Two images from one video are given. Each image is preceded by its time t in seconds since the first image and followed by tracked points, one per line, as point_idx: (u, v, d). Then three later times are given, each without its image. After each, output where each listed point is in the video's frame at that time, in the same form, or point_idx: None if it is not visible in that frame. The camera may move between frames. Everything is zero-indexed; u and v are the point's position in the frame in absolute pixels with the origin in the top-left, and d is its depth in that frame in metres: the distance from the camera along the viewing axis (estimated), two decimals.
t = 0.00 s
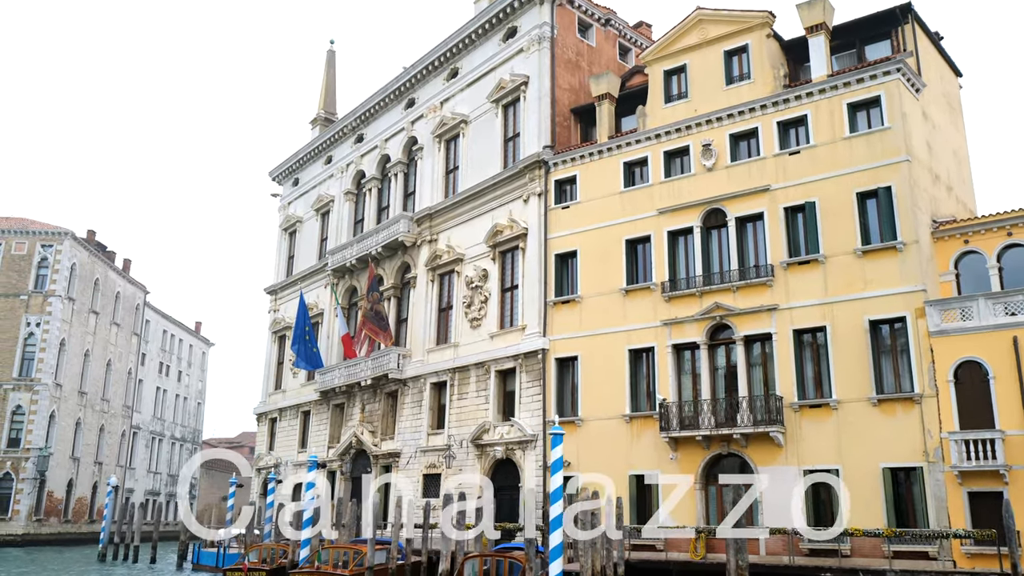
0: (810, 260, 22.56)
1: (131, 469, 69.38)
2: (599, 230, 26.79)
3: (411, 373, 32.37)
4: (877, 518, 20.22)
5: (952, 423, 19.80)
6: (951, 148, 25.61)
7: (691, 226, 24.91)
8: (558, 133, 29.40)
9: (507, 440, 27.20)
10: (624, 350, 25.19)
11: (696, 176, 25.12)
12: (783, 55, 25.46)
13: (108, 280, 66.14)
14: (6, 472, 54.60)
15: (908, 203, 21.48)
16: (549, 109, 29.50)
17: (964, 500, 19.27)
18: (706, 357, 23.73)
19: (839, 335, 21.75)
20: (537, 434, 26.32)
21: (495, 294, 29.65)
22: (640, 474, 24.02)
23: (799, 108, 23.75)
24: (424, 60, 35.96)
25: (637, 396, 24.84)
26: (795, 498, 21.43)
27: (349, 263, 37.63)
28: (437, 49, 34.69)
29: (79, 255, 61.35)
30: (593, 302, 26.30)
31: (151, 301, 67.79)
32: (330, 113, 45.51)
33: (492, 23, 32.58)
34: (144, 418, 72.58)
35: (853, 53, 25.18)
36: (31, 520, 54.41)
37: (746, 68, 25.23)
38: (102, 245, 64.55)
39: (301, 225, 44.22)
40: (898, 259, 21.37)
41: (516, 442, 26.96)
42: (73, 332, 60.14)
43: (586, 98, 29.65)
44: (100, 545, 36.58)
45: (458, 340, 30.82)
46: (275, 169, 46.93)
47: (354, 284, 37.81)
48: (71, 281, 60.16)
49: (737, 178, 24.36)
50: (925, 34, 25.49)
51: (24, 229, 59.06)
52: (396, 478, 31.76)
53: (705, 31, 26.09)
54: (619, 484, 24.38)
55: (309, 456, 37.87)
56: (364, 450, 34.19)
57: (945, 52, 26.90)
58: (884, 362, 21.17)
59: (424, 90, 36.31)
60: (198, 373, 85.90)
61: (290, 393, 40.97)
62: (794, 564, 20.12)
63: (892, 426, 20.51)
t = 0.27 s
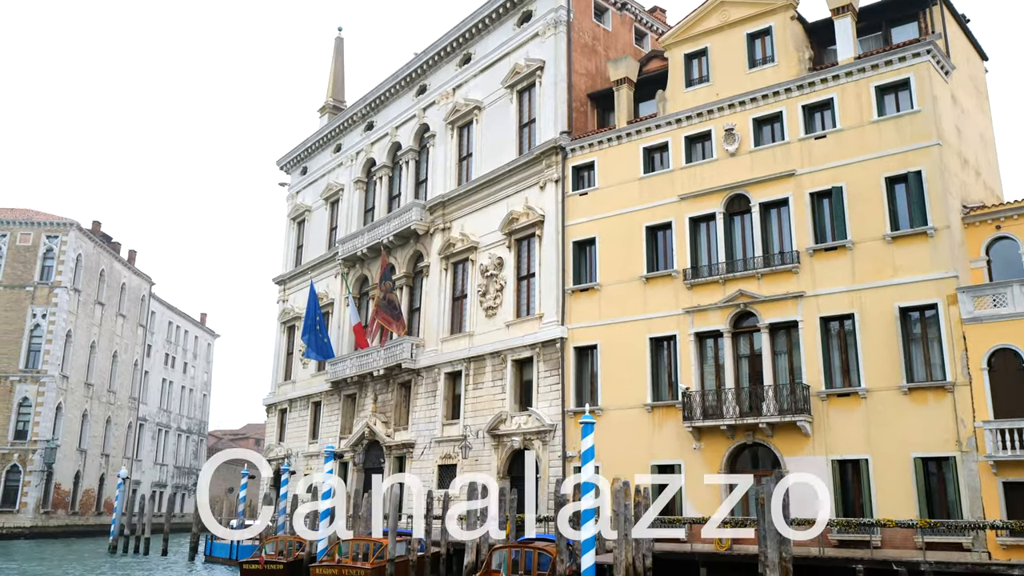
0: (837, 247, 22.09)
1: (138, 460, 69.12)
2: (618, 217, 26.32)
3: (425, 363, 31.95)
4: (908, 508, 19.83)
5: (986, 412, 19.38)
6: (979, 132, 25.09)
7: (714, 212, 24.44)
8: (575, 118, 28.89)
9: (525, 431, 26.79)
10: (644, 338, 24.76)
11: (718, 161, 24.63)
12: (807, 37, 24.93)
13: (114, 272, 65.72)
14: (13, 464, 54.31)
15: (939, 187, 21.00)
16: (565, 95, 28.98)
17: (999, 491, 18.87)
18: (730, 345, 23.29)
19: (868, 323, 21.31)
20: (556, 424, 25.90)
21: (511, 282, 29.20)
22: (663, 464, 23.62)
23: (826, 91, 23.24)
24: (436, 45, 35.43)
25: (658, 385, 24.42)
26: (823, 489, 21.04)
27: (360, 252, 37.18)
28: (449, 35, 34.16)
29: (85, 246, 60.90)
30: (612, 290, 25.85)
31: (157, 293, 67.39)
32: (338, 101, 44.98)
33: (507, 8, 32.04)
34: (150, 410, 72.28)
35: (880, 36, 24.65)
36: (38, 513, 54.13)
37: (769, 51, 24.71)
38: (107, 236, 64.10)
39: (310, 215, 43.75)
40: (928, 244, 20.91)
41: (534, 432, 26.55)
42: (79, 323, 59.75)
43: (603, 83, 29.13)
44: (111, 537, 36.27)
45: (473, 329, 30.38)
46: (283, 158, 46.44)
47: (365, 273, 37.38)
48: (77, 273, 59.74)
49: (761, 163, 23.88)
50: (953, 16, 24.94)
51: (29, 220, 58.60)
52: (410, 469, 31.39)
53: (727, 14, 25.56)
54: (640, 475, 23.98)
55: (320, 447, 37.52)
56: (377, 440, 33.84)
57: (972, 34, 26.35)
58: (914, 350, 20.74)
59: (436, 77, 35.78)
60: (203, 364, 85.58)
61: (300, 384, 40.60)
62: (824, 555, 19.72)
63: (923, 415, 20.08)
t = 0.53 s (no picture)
0: (865, 226, 21.63)
1: (144, 446, 68.90)
2: (637, 196, 25.84)
3: (439, 347, 31.52)
4: (939, 492, 19.44)
5: (1020, 393, 18.98)
6: (1007, 109, 24.55)
7: (737, 192, 23.97)
8: (592, 97, 28.35)
9: (542, 415, 26.41)
10: (665, 320, 24.34)
11: (741, 140, 24.13)
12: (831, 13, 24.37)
13: (118, 257, 65.30)
14: (20, 449, 54.04)
15: (971, 164, 20.51)
16: (582, 73, 28.43)
17: None
18: (754, 327, 22.85)
19: (897, 303, 20.88)
20: (575, 408, 25.51)
21: (526, 264, 28.74)
22: (685, 448, 23.23)
23: (852, 67, 22.72)
24: (447, 24, 34.84)
25: (680, 368, 24.02)
26: (851, 473, 20.65)
27: (371, 235, 36.71)
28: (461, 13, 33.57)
29: (89, 231, 60.46)
30: (632, 272, 25.40)
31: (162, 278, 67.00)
32: (346, 83, 44.41)
33: None
34: (156, 396, 72.02)
35: (906, 11, 24.10)
36: (46, 498, 53.95)
37: (793, 27, 24.18)
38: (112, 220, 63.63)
39: (318, 198, 43.26)
40: (960, 223, 20.45)
41: (552, 416, 26.16)
42: (85, 308, 59.37)
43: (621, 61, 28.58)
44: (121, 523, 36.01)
45: (488, 312, 29.95)
46: (290, 141, 45.92)
47: (376, 256, 36.93)
48: (82, 258, 59.32)
49: (785, 141, 23.39)
50: None
51: (33, 205, 58.11)
52: (424, 453, 31.04)
53: None
54: (661, 459, 23.60)
55: (332, 432, 37.19)
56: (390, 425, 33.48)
57: (999, 9, 25.77)
58: (945, 330, 20.31)
59: (447, 56, 35.21)
60: (208, 350, 85.29)
61: (310, 369, 40.25)
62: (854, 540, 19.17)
63: (954, 396, 19.68)
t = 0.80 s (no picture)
0: (893, 200, 21.16)
1: (150, 429, 68.74)
2: (657, 172, 25.34)
3: (452, 327, 31.10)
4: (970, 471, 19.09)
5: None
6: None
7: (760, 166, 23.47)
8: (608, 71, 27.76)
9: (560, 395, 26.04)
10: (686, 299, 23.91)
11: (764, 113, 23.60)
12: None
13: (122, 239, 64.78)
14: (27, 433, 53.77)
15: (1004, 136, 20.00)
16: (598, 46, 27.82)
17: None
18: (778, 304, 22.42)
19: (926, 280, 20.44)
20: (593, 387, 25.13)
21: (542, 242, 28.27)
22: (708, 427, 22.86)
23: (880, 38, 22.15)
24: None
25: (702, 346, 23.61)
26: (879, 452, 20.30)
27: (380, 215, 36.20)
28: None
29: (92, 213, 59.88)
30: (651, 249, 24.95)
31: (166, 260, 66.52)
32: (352, 60, 43.72)
33: None
34: (161, 378, 71.78)
35: None
36: (54, 482, 53.76)
37: None
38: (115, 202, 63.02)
39: (325, 177, 42.70)
40: (992, 197, 19.98)
41: (570, 396, 25.79)
42: (89, 291, 58.95)
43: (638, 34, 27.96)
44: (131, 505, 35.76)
45: (502, 291, 29.52)
46: (296, 119, 45.29)
47: (386, 235, 36.47)
48: (85, 240, 58.79)
49: (810, 114, 22.86)
50: None
51: (35, 186, 57.52)
52: (438, 434, 30.72)
53: None
54: (683, 438, 23.24)
55: (343, 413, 36.89)
56: (402, 406, 33.14)
57: None
58: (976, 306, 19.88)
59: (458, 32, 34.55)
60: (212, 332, 84.93)
61: (319, 350, 39.90)
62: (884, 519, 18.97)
63: (987, 374, 19.28)
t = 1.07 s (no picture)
0: (923, 175, 20.69)
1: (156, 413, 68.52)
2: (676, 149, 24.85)
3: (466, 309, 30.69)
4: (1004, 451, 18.72)
5: None
6: None
7: (783, 142, 22.98)
8: (625, 47, 27.20)
9: (578, 376, 25.67)
10: (708, 278, 23.49)
11: (788, 88, 23.08)
12: None
13: (126, 222, 64.27)
14: (33, 418, 53.50)
15: None
16: (615, 21, 27.24)
17: None
18: (803, 283, 21.99)
19: (957, 256, 20.01)
20: (613, 369, 24.75)
21: (558, 222, 27.82)
22: (731, 408, 22.49)
23: (908, 9, 21.59)
24: None
25: (724, 325, 23.22)
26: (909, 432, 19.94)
27: (391, 196, 35.69)
28: None
29: (96, 196, 59.33)
30: (672, 227, 24.50)
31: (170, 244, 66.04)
32: (359, 39, 43.08)
33: None
34: (167, 363, 71.50)
35: None
36: (61, 467, 53.51)
37: None
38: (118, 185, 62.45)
39: (333, 158, 42.17)
40: None
41: (588, 377, 25.42)
42: (94, 275, 58.51)
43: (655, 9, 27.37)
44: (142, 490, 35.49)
45: (517, 272, 29.09)
46: (302, 100, 44.71)
47: (396, 216, 36.01)
48: (89, 223, 58.27)
49: (835, 88, 22.34)
50: None
51: (37, 169, 56.95)
52: (452, 417, 30.39)
53: None
54: (706, 420, 22.87)
55: (354, 396, 36.57)
56: (415, 389, 32.79)
57: None
58: (1009, 283, 19.45)
59: (469, 8, 33.94)
60: (217, 317, 84.60)
61: (329, 333, 39.54)
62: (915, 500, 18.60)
63: (1021, 352, 18.88)
